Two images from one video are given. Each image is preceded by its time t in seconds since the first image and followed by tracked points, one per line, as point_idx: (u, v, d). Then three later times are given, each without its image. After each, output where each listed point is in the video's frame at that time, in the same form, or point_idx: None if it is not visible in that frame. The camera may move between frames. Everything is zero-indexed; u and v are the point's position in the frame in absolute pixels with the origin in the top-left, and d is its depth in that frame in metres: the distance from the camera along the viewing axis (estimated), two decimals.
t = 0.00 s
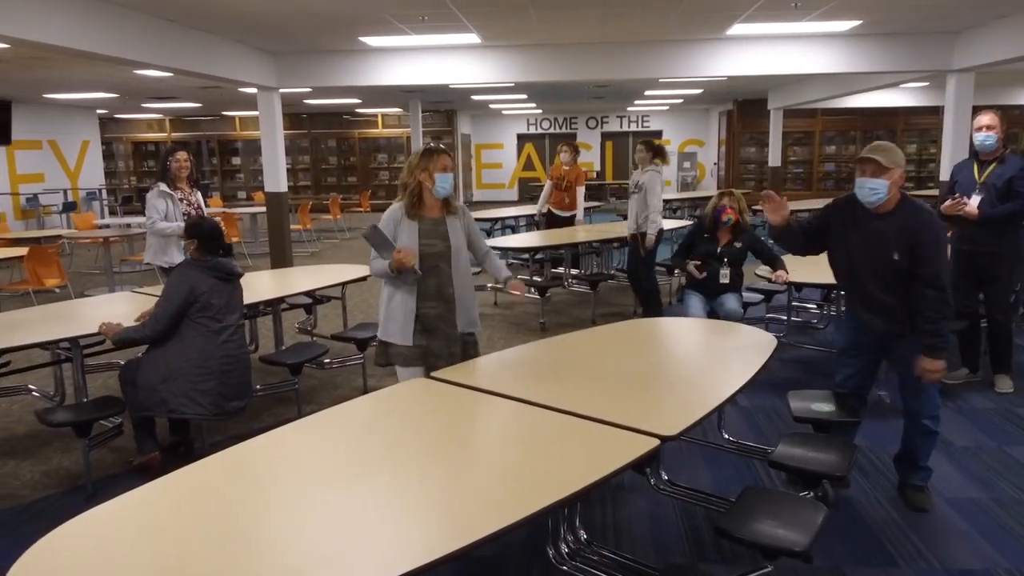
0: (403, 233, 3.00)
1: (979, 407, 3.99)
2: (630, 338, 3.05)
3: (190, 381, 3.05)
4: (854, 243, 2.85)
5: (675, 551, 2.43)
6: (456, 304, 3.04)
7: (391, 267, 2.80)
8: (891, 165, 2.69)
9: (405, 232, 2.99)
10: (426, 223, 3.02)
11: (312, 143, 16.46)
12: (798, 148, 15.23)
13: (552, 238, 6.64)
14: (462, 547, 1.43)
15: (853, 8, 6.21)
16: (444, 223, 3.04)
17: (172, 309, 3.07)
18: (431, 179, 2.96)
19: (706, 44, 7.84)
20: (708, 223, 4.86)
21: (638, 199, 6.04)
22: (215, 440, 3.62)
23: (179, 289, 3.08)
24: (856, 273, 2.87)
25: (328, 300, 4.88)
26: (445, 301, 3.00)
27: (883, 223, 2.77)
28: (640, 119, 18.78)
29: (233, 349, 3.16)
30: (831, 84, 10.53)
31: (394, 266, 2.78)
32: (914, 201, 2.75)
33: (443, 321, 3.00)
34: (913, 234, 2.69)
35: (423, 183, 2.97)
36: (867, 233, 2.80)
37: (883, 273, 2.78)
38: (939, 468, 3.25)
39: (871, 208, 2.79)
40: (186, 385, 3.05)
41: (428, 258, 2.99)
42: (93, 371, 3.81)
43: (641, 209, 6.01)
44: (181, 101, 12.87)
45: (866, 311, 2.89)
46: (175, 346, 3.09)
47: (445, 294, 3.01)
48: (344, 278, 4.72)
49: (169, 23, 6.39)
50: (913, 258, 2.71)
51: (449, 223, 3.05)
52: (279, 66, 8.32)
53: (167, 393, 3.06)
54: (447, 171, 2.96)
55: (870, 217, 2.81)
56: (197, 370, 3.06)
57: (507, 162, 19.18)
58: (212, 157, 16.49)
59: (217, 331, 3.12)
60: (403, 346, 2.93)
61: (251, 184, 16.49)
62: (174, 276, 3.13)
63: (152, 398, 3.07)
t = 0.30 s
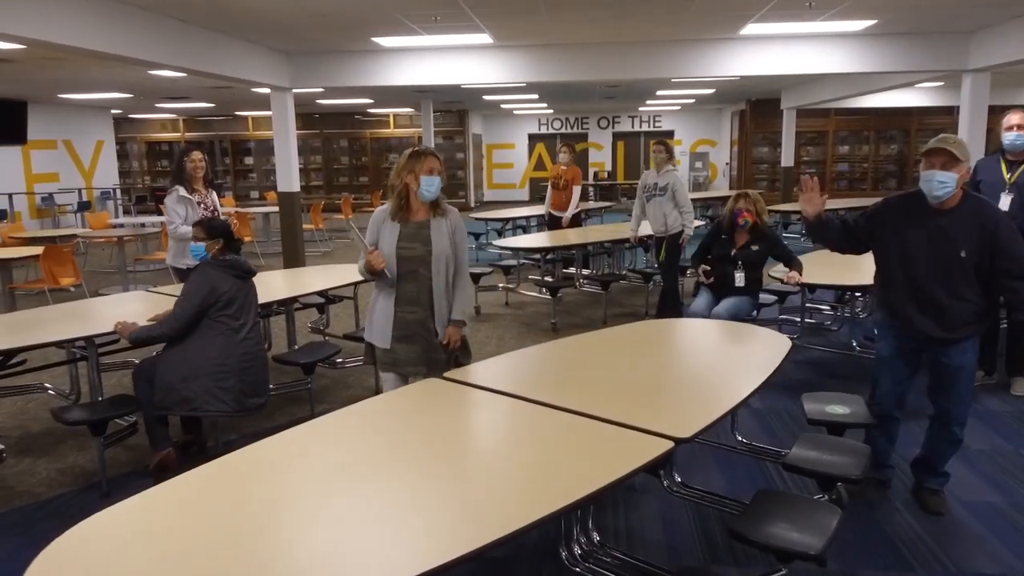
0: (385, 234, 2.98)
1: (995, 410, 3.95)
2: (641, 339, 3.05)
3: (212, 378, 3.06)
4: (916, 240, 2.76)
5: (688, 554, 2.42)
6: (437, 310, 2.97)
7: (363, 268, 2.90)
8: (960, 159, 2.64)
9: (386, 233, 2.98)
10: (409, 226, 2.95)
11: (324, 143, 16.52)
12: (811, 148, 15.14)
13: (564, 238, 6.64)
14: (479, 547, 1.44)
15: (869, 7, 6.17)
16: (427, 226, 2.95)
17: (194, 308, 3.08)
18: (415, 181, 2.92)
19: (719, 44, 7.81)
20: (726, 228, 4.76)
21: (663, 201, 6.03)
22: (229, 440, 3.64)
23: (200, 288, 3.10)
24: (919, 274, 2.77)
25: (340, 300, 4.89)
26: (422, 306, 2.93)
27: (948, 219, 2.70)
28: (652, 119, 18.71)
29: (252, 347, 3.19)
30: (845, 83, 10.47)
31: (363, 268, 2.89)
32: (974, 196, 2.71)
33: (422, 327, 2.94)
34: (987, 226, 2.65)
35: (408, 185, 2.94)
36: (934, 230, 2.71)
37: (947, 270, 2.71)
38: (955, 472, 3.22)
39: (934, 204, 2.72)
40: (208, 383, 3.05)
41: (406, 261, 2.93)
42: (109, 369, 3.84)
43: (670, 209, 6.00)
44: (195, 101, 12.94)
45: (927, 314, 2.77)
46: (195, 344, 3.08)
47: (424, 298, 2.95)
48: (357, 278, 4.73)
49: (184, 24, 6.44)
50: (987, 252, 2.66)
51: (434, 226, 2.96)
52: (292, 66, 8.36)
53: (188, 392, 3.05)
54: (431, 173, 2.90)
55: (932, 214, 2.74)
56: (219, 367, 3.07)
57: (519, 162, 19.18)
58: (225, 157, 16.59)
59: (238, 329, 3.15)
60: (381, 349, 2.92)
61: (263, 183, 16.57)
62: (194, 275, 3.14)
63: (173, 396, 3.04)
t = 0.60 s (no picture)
0: (363, 235, 2.99)
1: (1007, 412, 3.91)
2: (649, 339, 3.05)
3: (234, 375, 3.07)
4: (950, 245, 2.54)
5: (697, 556, 2.41)
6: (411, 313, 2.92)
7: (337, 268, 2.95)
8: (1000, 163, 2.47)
9: (365, 233, 2.99)
10: (386, 228, 2.93)
11: (332, 143, 16.54)
12: (820, 148, 15.07)
13: (572, 239, 6.63)
14: (490, 549, 1.43)
15: (879, 6, 6.13)
16: (404, 229, 2.91)
17: (207, 308, 3.08)
18: (391, 184, 2.89)
19: (728, 43, 7.77)
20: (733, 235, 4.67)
21: (677, 203, 5.99)
22: (237, 439, 3.65)
23: (211, 288, 3.10)
24: (953, 281, 2.56)
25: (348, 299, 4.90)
26: (396, 308, 2.91)
27: (984, 222, 2.50)
28: (661, 119, 18.65)
29: (267, 341, 3.22)
30: (854, 83, 10.41)
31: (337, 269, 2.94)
32: (1008, 197, 2.53)
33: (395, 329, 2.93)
34: None
35: (384, 188, 2.92)
36: (971, 234, 2.51)
37: (983, 277, 2.51)
38: (967, 474, 3.20)
39: (969, 205, 2.51)
40: (232, 380, 3.07)
41: (380, 263, 2.92)
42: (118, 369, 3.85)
43: (684, 210, 5.97)
44: (203, 101, 12.97)
45: (963, 323, 2.56)
46: (213, 344, 3.08)
47: (400, 301, 2.92)
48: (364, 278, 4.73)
49: (192, 24, 6.46)
50: None
51: (410, 229, 2.91)
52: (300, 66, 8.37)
53: (213, 391, 3.04)
54: (406, 178, 2.86)
55: (966, 217, 2.53)
56: (240, 364, 3.09)
57: (526, 162, 19.17)
58: (234, 157, 16.64)
59: (254, 325, 3.17)
60: (363, 351, 2.97)
61: (272, 183, 16.60)
62: (202, 276, 3.14)
63: (197, 397, 3.03)
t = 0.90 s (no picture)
0: (358, 240, 2.91)
1: None
2: (659, 340, 3.04)
3: (250, 375, 3.11)
4: (987, 252, 2.30)
5: (710, 559, 2.39)
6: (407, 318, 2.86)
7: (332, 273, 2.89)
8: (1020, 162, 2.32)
9: (357, 238, 2.91)
10: (377, 232, 2.87)
11: (343, 143, 16.60)
12: (832, 148, 14.98)
13: (582, 239, 6.61)
14: (507, 550, 1.43)
15: (894, 5, 6.08)
16: (397, 232, 2.86)
17: (207, 315, 3.09)
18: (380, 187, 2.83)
19: (741, 43, 7.74)
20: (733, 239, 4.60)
21: (681, 206, 5.96)
22: (250, 439, 3.67)
23: (204, 295, 3.09)
24: (992, 292, 2.30)
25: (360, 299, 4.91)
26: (393, 313, 2.86)
27: (1016, 226, 2.30)
28: (671, 118, 18.59)
29: (271, 334, 3.24)
30: (867, 83, 10.35)
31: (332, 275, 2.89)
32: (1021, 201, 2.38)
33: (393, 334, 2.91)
34: None
35: (373, 191, 2.87)
36: (1007, 238, 2.29)
37: None
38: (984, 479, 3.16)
39: (997, 208, 2.31)
40: (247, 382, 3.10)
41: (376, 267, 2.87)
42: (131, 368, 3.87)
43: (688, 214, 5.94)
44: (215, 101, 13.03)
45: (1004, 338, 2.30)
46: (221, 349, 3.10)
47: (395, 305, 2.87)
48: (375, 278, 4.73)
49: (205, 24, 6.48)
50: None
51: (403, 231, 2.85)
52: (312, 67, 8.39)
53: (231, 394, 3.08)
54: (395, 181, 2.80)
55: (997, 220, 2.32)
56: (252, 364, 3.12)
57: (536, 162, 19.16)
58: (245, 157, 16.70)
59: (257, 322, 3.19)
60: (363, 355, 2.98)
61: (283, 183, 16.66)
62: (191, 285, 3.12)
63: (218, 403, 3.06)
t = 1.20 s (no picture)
0: (366, 241, 2.76)
1: None
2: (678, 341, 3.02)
3: (269, 355, 3.12)
4: None
5: (735, 564, 2.37)
6: (414, 325, 2.68)
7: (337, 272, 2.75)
8: None
9: (364, 239, 2.76)
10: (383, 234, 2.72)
11: (363, 142, 16.69)
12: (855, 147, 14.81)
13: (602, 239, 6.59)
14: (533, 551, 1.42)
15: (921, 3, 6.00)
16: (403, 234, 2.69)
17: (213, 309, 3.10)
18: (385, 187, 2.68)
19: (765, 41, 7.67)
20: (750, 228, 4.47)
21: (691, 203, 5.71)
22: (274, 436, 3.69)
23: (203, 292, 3.09)
24: None
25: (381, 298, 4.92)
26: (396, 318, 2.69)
27: None
28: (692, 118, 18.48)
29: (277, 312, 3.22)
30: (891, 82, 10.23)
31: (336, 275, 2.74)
32: None
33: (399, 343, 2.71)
34: None
35: (379, 191, 2.72)
36: None
37: None
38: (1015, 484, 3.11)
39: None
40: (267, 363, 3.11)
41: (380, 271, 2.71)
42: (157, 365, 3.91)
43: (696, 213, 5.68)
44: (237, 101, 13.12)
45: None
46: (235, 338, 3.12)
47: (399, 310, 2.70)
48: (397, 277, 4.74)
49: (229, 25, 6.54)
50: None
51: (409, 234, 2.68)
52: (334, 67, 8.44)
53: (255, 378, 3.10)
54: (400, 180, 2.65)
55: None
56: (265, 345, 3.11)
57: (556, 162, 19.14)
58: (267, 156, 16.84)
59: (263, 303, 3.18)
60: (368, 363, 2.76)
61: (304, 182, 16.79)
62: (190, 283, 3.13)
63: (246, 389, 3.10)
